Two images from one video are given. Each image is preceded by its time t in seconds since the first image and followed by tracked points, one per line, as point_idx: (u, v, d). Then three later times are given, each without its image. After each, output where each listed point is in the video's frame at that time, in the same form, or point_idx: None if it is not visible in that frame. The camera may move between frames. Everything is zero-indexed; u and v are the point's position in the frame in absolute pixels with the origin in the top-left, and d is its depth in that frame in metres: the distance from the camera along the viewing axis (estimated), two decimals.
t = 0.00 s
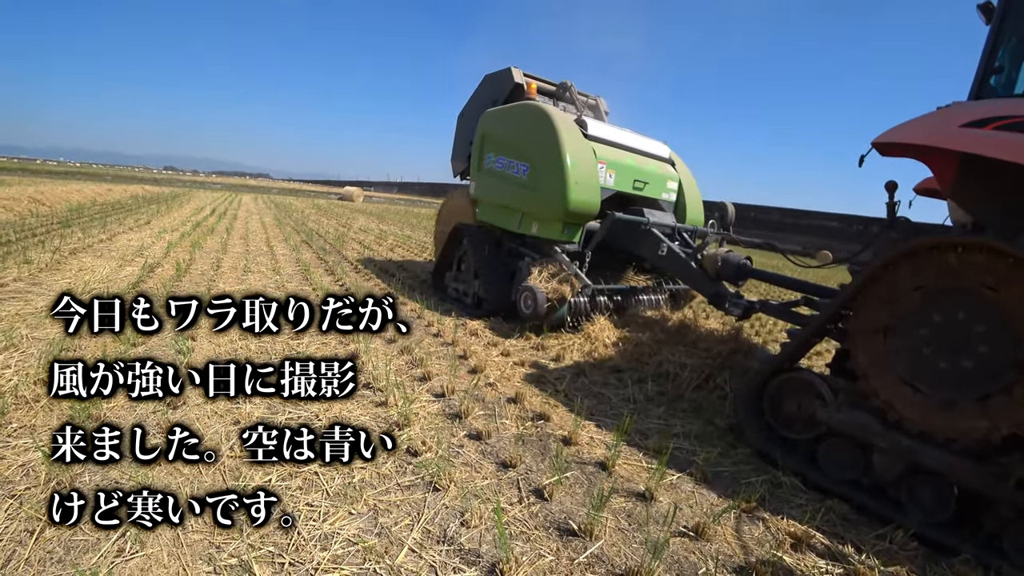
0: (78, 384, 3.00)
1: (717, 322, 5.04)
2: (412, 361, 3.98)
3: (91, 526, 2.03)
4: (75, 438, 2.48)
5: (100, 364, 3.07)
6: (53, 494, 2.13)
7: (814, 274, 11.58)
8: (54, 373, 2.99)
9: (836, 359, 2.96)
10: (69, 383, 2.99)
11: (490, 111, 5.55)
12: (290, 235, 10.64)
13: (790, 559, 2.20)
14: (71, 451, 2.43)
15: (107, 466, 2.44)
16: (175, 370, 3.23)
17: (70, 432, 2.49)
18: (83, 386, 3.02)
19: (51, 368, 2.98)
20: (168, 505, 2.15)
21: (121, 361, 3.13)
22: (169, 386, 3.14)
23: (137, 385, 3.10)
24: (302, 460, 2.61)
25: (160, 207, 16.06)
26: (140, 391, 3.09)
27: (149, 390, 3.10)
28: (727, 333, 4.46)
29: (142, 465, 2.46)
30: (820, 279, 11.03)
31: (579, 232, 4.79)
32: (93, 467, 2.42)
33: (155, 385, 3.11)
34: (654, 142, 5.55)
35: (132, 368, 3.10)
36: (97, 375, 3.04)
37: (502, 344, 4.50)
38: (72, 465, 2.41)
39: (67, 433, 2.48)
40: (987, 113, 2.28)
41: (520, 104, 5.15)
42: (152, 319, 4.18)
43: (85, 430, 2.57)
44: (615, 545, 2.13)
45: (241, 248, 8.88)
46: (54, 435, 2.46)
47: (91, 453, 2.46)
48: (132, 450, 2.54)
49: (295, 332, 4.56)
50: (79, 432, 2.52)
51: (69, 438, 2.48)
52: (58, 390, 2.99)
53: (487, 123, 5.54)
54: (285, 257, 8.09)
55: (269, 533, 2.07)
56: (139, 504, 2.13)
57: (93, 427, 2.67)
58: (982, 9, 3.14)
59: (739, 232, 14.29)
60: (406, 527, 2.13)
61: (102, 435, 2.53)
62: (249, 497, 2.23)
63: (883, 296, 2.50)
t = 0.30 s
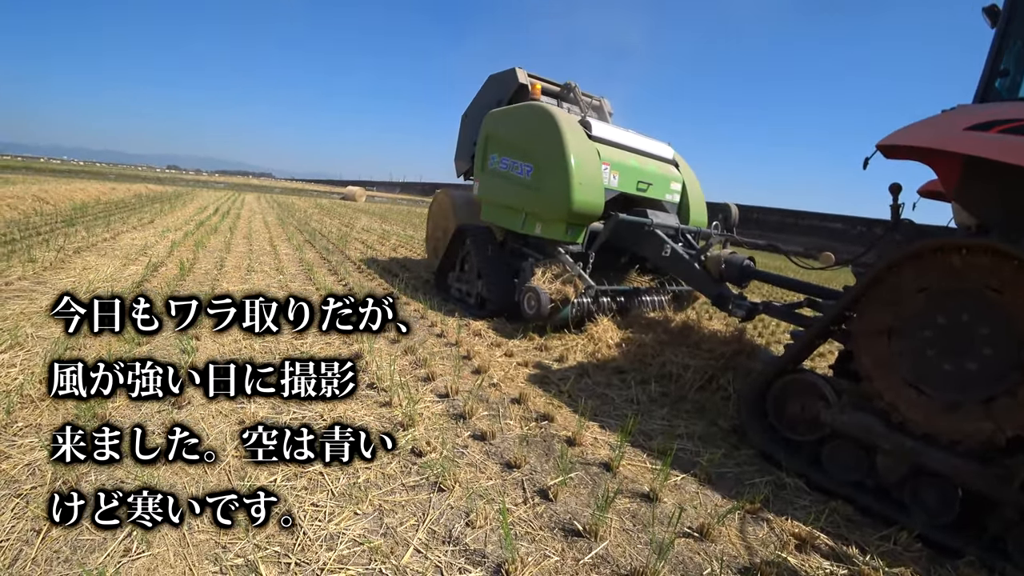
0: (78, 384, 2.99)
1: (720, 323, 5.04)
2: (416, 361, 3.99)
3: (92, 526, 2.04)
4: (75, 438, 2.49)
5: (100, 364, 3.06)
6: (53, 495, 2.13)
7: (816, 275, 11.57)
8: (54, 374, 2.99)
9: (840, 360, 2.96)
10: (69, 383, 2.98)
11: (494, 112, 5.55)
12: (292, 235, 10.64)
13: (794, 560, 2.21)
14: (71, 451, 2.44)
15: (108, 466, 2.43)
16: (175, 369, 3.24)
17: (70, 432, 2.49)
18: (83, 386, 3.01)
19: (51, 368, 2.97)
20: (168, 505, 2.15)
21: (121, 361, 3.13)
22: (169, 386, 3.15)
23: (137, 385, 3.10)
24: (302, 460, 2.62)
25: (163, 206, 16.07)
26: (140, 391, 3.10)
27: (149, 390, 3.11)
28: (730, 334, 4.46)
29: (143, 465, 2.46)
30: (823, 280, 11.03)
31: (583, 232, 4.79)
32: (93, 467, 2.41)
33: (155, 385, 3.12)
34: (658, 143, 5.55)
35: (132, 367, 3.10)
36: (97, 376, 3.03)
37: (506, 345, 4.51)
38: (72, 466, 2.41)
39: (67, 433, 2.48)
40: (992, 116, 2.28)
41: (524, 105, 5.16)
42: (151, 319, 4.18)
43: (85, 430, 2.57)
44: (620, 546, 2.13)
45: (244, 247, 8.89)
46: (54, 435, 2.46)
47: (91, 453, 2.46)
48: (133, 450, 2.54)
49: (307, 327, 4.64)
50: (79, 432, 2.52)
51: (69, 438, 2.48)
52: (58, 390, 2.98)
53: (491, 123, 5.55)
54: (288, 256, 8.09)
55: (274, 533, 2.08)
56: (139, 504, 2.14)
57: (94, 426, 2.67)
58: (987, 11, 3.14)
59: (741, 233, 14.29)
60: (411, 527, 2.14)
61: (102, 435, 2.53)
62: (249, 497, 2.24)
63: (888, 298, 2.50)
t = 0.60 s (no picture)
0: (78, 384, 3.02)
1: (719, 329, 5.04)
2: (415, 366, 3.99)
3: (91, 526, 2.06)
4: (75, 438, 2.50)
5: (100, 364, 3.10)
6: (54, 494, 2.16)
7: (816, 280, 11.58)
8: (54, 374, 3.01)
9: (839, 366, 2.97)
10: (69, 383, 3.01)
11: (493, 117, 5.57)
12: (292, 239, 10.64)
13: (792, 566, 2.21)
14: (71, 451, 2.46)
15: (107, 466, 2.46)
16: (175, 370, 3.27)
17: (70, 433, 2.51)
18: (84, 386, 3.05)
19: (52, 368, 3.00)
20: (168, 505, 2.18)
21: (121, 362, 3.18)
22: (169, 386, 3.19)
23: (137, 385, 3.13)
24: (302, 459, 2.66)
25: (162, 210, 16.08)
26: (140, 391, 3.14)
27: (149, 391, 3.14)
28: (729, 340, 4.46)
29: (143, 466, 2.49)
30: (823, 285, 11.04)
31: (582, 238, 4.80)
32: (93, 467, 2.44)
33: (155, 385, 3.15)
34: (656, 149, 5.57)
35: (132, 368, 3.15)
36: (97, 376, 3.07)
37: (505, 350, 4.51)
38: (72, 466, 2.43)
39: (67, 434, 2.50)
40: (989, 122, 2.29)
41: (523, 110, 5.18)
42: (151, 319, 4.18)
43: (85, 431, 2.59)
44: (618, 552, 2.13)
45: (243, 251, 8.89)
46: (55, 435, 2.48)
47: (91, 453, 2.48)
48: (132, 450, 2.56)
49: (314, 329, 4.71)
50: (79, 432, 2.54)
51: (69, 438, 2.50)
52: (58, 390, 3.01)
53: (491, 129, 5.57)
54: (288, 261, 8.10)
55: (272, 538, 2.07)
56: (139, 505, 2.16)
57: (93, 427, 2.69)
58: (984, 18, 3.15)
59: (740, 238, 14.31)
60: (409, 533, 2.14)
61: (102, 435, 2.55)
62: (249, 497, 2.26)
63: (887, 304, 2.51)
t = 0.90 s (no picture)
0: (78, 384, 3.06)
1: (716, 331, 5.05)
2: (412, 369, 3.99)
3: (92, 525, 2.08)
4: (75, 438, 2.53)
5: (100, 364, 3.12)
6: (54, 494, 2.17)
7: (812, 283, 11.60)
8: (54, 373, 3.05)
9: (836, 368, 2.97)
10: (69, 383, 3.05)
11: (491, 120, 5.59)
12: (289, 242, 10.63)
13: (789, 568, 2.21)
14: (71, 451, 2.48)
15: (106, 466, 2.47)
16: (175, 370, 3.29)
17: (70, 432, 2.53)
18: (84, 386, 3.08)
19: (52, 368, 3.03)
20: (168, 505, 2.20)
21: (121, 362, 3.19)
22: (169, 386, 3.21)
23: (137, 385, 3.15)
24: (302, 460, 2.68)
25: (159, 213, 16.05)
26: (140, 391, 3.15)
27: (149, 390, 3.17)
28: (726, 342, 4.47)
29: (142, 464, 2.51)
30: (819, 288, 11.07)
31: (579, 241, 4.81)
32: (93, 467, 2.45)
33: (155, 385, 3.18)
34: (653, 152, 5.59)
35: (132, 368, 3.16)
36: (97, 376, 3.09)
37: (502, 353, 4.51)
38: (72, 465, 2.45)
39: (67, 434, 2.53)
40: (983, 125, 2.30)
41: (521, 113, 5.19)
42: (151, 319, 4.20)
43: (85, 430, 2.62)
44: (615, 554, 2.13)
45: (240, 254, 8.88)
46: (54, 436, 2.51)
47: (91, 453, 2.50)
48: (132, 450, 2.57)
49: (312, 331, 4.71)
50: (79, 433, 2.56)
51: (69, 438, 2.52)
52: (58, 390, 3.05)
53: (488, 132, 5.58)
54: (285, 264, 8.09)
55: (269, 542, 2.07)
56: (139, 504, 2.18)
57: (94, 426, 2.71)
58: (978, 21, 3.18)
59: (738, 241, 14.34)
60: (406, 536, 2.13)
61: (102, 435, 2.58)
62: (249, 497, 2.29)
63: (883, 306, 2.51)
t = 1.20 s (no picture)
0: (78, 384, 3.16)
1: (710, 333, 5.06)
2: (406, 373, 3.99)
3: (92, 525, 2.11)
4: (75, 438, 2.60)
5: (100, 364, 3.24)
6: (53, 495, 2.21)
7: (806, 284, 11.64)
8: (54, 374, 3.15)
9: (828, 369, 2.99)
10: (69, 383, 3.15)
11: (484, 124, 5.61)
12: (283, 247, 10.61)
13: (783, 568, 2.22)
14: (71, 451, 2.55)
15: (107, 465, 2.53)
16: (175, 370, 3.39)
17: (70, 433, 2.60)
18: (84, 386, 3.18)
19: (52, 368, 3.14)
20: (168, 505, 2.24)
21: (121, 362, 3.31)
22: (169, 386, 3.31)
23: (137, 385, 3.25)
24: (302, 459, 2.74)
25: (153, 218, 16.00)
26: (140, 391, 3.25)
27: (149, 390, 3.26)
28: (719, 344, 4.48)
29: (142, 464, 2.55)
30: (812, 288, 11.12)
31: (572, 244, 4.83)
32: (93, 466, 2.51)
33: (155, 385, 3.27)
34: (646, 155, 5.62)
35: (131, 368, 3.27)
36: (97, 376, 3.21)
37: (496, 356, 4.51)
38: (71, 465, 2.51)
39: (67, 434, 2.60)
40: (970, 126, 2.33)
41: (513, 117, 5.21)
42: (150, 319, 4.38)
43: (85, 431, 2.68)
44: (609, 556, 2.13)
45: (234, 259, 8.87)
46: (55, 436, 2.58)
47: (91, 453, 2.56)
48: (132, 450, 2.63)
49: (305, 336, 4.70)
50: (79, 433, 2.63)
51: (69, 438, 2.59)
52: (58, 390, 3.14)
53: (481, 135, 5.60)
54: (279, 268, 8.08)
55: (262, 547, 2.06)
56: (139, 505, 2.22)
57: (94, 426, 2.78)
58: (965, 24, 3.22)
59: (731, 242, 14.40)
60: (399, 540, 2.13)
61: (102, 435, 2.64)
62: (249, 498, 2.32)
63: (874, 306, 2.53)
